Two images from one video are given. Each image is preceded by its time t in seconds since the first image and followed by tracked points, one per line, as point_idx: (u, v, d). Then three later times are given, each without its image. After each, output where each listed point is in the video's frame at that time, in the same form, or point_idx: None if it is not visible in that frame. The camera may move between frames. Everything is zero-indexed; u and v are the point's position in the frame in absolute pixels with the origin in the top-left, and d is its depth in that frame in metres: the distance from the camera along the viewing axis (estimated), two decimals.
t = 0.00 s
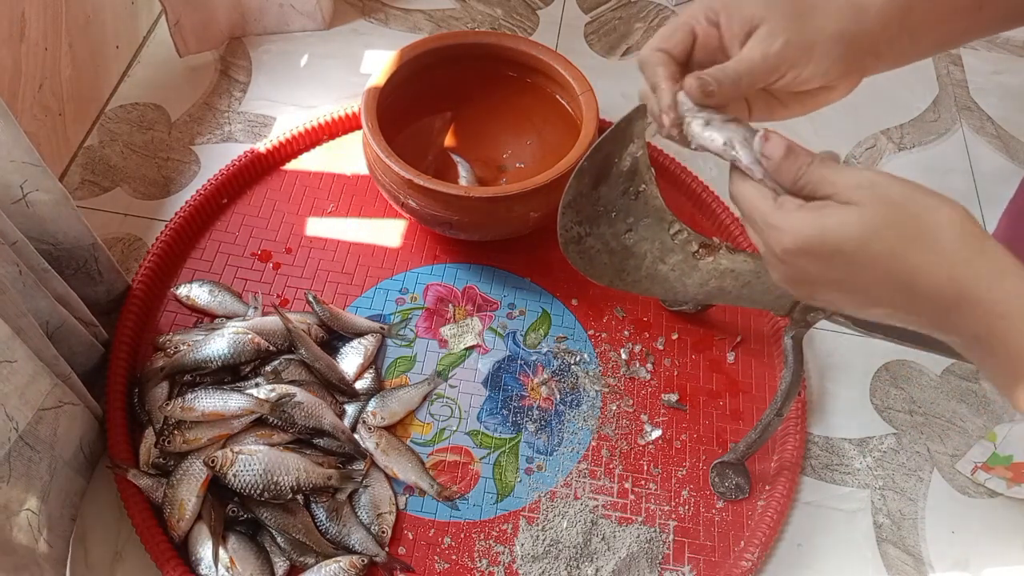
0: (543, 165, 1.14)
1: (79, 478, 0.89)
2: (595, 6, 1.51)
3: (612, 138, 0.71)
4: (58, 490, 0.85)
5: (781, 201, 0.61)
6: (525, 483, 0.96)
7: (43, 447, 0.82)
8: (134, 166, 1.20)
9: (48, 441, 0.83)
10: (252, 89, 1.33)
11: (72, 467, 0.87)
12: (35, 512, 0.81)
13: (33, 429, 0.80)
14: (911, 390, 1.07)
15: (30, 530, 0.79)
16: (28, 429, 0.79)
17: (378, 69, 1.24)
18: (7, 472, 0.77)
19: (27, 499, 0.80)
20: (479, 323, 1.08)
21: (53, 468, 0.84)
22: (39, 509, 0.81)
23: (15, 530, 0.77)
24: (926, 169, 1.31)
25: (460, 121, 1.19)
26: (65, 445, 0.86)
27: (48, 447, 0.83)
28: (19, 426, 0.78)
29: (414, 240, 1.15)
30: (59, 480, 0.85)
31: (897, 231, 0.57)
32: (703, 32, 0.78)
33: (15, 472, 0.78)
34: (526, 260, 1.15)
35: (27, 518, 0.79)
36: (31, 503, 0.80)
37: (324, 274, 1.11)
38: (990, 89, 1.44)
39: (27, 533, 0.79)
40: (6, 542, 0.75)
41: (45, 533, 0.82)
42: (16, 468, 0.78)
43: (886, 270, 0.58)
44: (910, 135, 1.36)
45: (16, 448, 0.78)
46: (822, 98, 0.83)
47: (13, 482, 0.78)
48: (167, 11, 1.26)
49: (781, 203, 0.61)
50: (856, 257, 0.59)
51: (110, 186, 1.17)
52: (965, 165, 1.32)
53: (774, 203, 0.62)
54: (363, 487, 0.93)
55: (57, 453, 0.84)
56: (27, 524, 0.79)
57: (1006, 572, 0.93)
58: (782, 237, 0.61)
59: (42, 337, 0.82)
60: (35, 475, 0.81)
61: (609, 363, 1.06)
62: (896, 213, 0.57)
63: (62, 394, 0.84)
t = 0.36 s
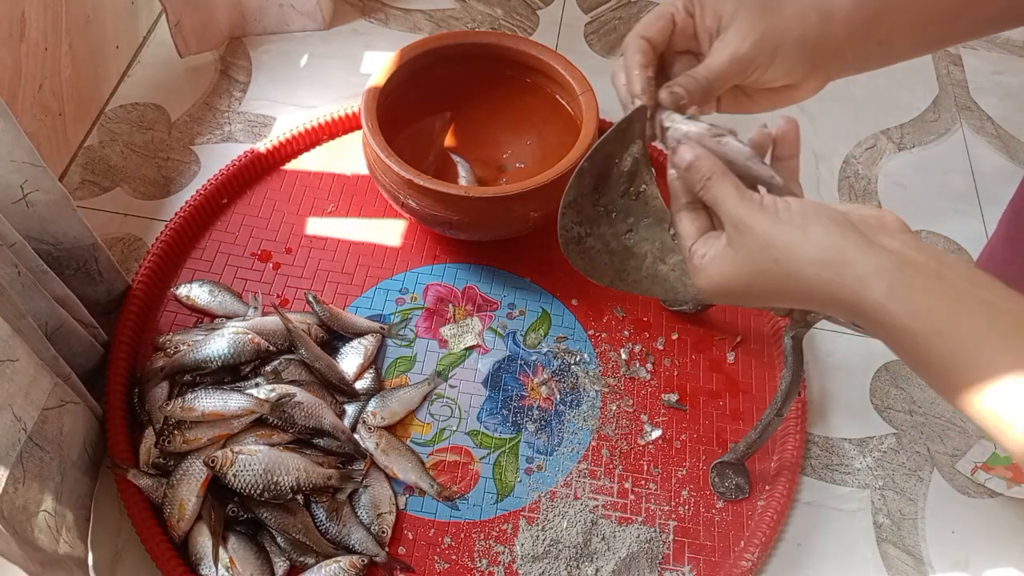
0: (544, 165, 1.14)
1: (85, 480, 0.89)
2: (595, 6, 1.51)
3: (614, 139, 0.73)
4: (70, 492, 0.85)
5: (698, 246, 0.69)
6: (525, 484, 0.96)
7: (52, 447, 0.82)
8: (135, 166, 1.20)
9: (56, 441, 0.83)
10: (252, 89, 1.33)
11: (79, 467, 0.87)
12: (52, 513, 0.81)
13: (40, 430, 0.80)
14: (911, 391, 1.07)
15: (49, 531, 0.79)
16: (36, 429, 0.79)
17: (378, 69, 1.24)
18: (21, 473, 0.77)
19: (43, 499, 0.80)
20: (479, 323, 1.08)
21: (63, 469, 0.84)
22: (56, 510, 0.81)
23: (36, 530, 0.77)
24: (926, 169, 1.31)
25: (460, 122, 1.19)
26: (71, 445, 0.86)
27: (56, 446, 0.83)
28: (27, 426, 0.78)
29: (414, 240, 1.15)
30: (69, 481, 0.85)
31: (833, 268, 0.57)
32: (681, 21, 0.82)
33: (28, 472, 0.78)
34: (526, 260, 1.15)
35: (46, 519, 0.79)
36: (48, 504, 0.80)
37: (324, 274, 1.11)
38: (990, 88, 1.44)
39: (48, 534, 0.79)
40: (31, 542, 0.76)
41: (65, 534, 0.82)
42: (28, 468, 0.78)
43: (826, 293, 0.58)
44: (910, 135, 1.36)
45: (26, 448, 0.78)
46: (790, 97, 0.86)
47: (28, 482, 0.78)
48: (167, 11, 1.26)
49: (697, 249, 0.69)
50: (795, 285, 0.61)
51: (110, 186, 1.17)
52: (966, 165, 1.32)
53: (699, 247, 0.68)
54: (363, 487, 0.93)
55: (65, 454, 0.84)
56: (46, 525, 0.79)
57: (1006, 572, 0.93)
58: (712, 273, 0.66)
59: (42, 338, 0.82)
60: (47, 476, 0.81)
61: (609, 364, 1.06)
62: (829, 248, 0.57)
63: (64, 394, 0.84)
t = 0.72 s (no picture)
0: (543, 165, 1.14)
1: (86, 479, 0.89)
2: (595, 6, 1.51)
3: (614, 139, 0.75)
4: (72, 491, 0.85)
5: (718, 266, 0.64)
6: (525, 484, 0.96)
7: (53, 446, 0.82)
8: (135, 166, 1.20)
9: (57, 440, 0.83)
10: (252, 89, 1.33)
11: (80, 467, 0.87)
12: (55, 513, 0.81)
13: (41, 429, 0.80)
14: (911, 391, 1.07)
15: (52, 530, 0.80)
16: (37, 429, 0.79)
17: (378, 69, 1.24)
18: (24, 473, 0.77)
19: (46, 499, 0.80)
20: (479, 323, 1.08)
21: (65, 469, 0.84)
22: (59, 509, 0.82)
23: (41, 530, 0.77)
24: (926, 169, 1.31)
25: (460, 122, 1.19)
26: (72, 445, 0.86)
27: (57, 446, 0.83)
28: (29, 426, 0.78)
29: (414, 240, 1.15)
30: (71, 481, 0.85)
31: (840, 266, 0.56)
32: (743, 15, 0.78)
33: (31, 472, 0.78)
34: (526, 260, 1.15)
35: (50, 518, 0.80)
36: (51, 504, 0.80)
37: (324, 274, 1.11)
38: (990, 88, 1.44)
39: (52, 533, 0.79)
40: (36, 541, 0.76)
41: (68, 533, 0.83)
42: (31, 468, 0.78)
43: (836, 295, 0.57)
44: (910, 135, 1.36)
45: (29, 448, 0.78)
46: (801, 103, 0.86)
47: (31, 482, 0.78)
48: (166, 11, 1.26)
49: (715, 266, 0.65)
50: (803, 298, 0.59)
51: (110, 186, 1.17)
52: (966, 165, 1.32)
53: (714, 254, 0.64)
54: (363, 487, 0.93)
55: (67, 453, 0.84)
56: (50, 524, 0.79)
57: (1005, 572, 0.93)
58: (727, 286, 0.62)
59: (43, 336, 0.82)
60: (50, 475, 0.81)
61: (609, 363, 1.06)
62: (835, 244, 0.56)
63: (64, 393, 0.84)
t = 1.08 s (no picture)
0: (543, 165, 1.14)
1: (85, 480, 0.89)
2: (595, 6, 1.51)
3: (614, 140, 0.75)
4: (70, 491, 0.85)
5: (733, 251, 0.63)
6: (525, 484, 0.96)
7: (52, 446, 0.82)
8: (135, 166, 1.20)
9: (56, 441, 0.83)
10: (252, 89, 1.33)
11: (79, 467, 0.87)
12: (52, 513, 0.81)
13: (40, 429, 0.80)
14: (911, 391, 1.07)
15: (50, 531, 0.80)
16: (36, 429, 0.79)
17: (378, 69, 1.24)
18: (21, 473, 0.77)
19: (43, 499, 0.80)
20: (479, 323, 1.08)
21: (63, 469, 0.84)
22: (56, 509, 0.81)
23: (37, 530, 0.77)
24: (926, 169, 1.31)
25: (460, 122, 1.19)
26: (71, 445, 0.86)
27: (56, 446, 0.83)
28: (27, 426, 0.78)
29: (414, 240, 1.15)
30: (69, 482, 0.85)
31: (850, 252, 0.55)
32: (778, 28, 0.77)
33: (28, 472, 0.78)
34: (526, 260, 1.15)
35: (46, 519, 0.79)
36: (48, 504, 0.80)
37: (324, 274, 1.11)
38: (990, 88, 1.44)
39: (47, 534, 0.79)
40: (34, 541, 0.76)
41: (65, 533, 0.82)
42: (28, 468, 0.78)
43: (841, 281, 0.56)
44: (910, 135, 1.36)
45: (27, 448, 0.78)
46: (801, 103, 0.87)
47: (28, 482, 0.78)
48: (167, 10, 1.26)
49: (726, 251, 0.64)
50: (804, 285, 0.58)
51: (110, 186, 1.17)
52: (965, 165, 1.32)
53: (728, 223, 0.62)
54: (363, 487, 0.93)
55: (65, 453, 0.84)
56: (47, 525, 0.79)
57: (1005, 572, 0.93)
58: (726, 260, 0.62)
59: (42, 337, 0.82)
60: (48, 475, 0.81)
61: (609, 364, 1.06)
62: (847, 229, 0.55)
63: (64, 393, 0.84)
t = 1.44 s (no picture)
0: (543, 165, 1.14)
1: (83, 480, 0.89)
2: (595, 6, 1.51)
3: (615, 140, 0.75)
4: (63, 491, 0.85)
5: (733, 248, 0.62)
6: (525, 484, 0.96)
7: (47, 447, 0.82)
8: (134, 166, 1.20)
9: (51, 442, 0.83)
10: (253, 89, 1.33)
11: (75, 467, 0.87)
12: (41, 513, 0.81)
13: (36, 430, 0.80)
14: (911, 391, 1.07)
15: (36, 531, 0.80)
16: (31, 430, 0.79)
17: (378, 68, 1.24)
18: (12, 474, 0.77)
19: (33, 500, 0.80)
20: (479, 323, 1.08)
21: (57, 469, 0.84)
22: (46, 510, 0.82)
23: (23, 531, 0.78)
24: (926, 169, 1.31)
25: (460, 121, 1.19)
26: (68, 445, 0.86)
27: (50, 447, 0.83)
28: (21, 426, 0.78)
29: (414, 240, 1.15)
30: (63, 482, 0.85)
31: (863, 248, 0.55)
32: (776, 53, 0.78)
33: (19, 472, 0.78)
34: (526, 260, 1.15)
35: (34, 519, 0.80)
36: (37, 504, 0.80)
37: (324, 274, 1.11)
38: (990, 88, 1.44)
39: (33, 534, 0.80)
40: (11, 543, 0.76)
41: (53, 533, 0.83)
42: (20, 468, 0.78)
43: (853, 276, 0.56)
44: (910, 135, 1.36)
45: (19, 449, 0.78)
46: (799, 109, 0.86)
47: (18, 483, 0.78)
48: (167, 10, 1.26)
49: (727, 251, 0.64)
50: (819, 278, 0.57)
51: (110, 186, 1.17)
52: (966, 165, 1.32)
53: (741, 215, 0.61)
54: (363, 487, 0.93)
55: (61, 453, 0.84)
56: (34, 525, 0.80)
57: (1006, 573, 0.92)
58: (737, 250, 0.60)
59: (42, 338, 0.82)
60: (40, 475, 0.81)
61: (609, 363, 1.06)
62: (864, 220, 0.55)
63: (63, 394, 0.84)
